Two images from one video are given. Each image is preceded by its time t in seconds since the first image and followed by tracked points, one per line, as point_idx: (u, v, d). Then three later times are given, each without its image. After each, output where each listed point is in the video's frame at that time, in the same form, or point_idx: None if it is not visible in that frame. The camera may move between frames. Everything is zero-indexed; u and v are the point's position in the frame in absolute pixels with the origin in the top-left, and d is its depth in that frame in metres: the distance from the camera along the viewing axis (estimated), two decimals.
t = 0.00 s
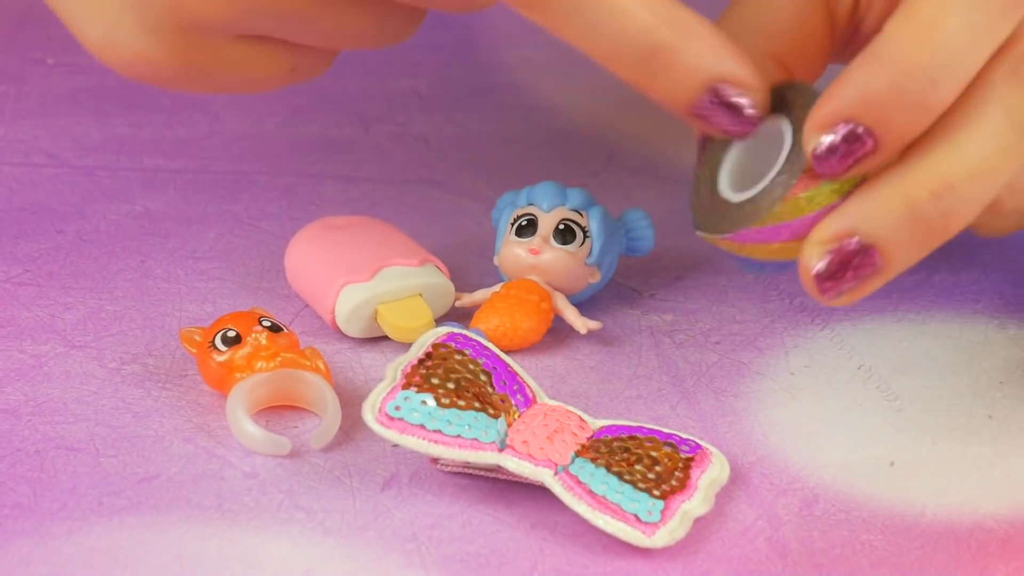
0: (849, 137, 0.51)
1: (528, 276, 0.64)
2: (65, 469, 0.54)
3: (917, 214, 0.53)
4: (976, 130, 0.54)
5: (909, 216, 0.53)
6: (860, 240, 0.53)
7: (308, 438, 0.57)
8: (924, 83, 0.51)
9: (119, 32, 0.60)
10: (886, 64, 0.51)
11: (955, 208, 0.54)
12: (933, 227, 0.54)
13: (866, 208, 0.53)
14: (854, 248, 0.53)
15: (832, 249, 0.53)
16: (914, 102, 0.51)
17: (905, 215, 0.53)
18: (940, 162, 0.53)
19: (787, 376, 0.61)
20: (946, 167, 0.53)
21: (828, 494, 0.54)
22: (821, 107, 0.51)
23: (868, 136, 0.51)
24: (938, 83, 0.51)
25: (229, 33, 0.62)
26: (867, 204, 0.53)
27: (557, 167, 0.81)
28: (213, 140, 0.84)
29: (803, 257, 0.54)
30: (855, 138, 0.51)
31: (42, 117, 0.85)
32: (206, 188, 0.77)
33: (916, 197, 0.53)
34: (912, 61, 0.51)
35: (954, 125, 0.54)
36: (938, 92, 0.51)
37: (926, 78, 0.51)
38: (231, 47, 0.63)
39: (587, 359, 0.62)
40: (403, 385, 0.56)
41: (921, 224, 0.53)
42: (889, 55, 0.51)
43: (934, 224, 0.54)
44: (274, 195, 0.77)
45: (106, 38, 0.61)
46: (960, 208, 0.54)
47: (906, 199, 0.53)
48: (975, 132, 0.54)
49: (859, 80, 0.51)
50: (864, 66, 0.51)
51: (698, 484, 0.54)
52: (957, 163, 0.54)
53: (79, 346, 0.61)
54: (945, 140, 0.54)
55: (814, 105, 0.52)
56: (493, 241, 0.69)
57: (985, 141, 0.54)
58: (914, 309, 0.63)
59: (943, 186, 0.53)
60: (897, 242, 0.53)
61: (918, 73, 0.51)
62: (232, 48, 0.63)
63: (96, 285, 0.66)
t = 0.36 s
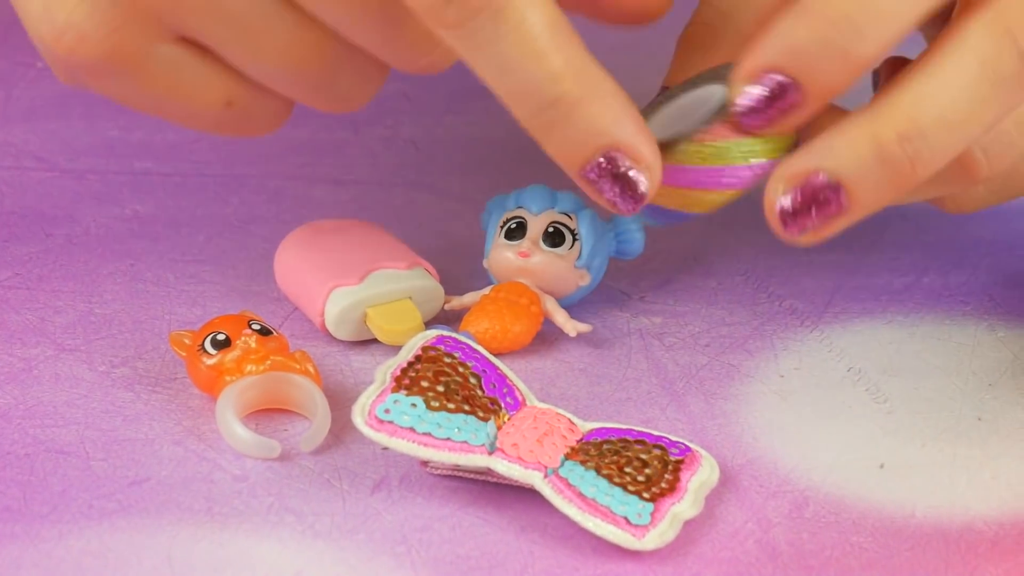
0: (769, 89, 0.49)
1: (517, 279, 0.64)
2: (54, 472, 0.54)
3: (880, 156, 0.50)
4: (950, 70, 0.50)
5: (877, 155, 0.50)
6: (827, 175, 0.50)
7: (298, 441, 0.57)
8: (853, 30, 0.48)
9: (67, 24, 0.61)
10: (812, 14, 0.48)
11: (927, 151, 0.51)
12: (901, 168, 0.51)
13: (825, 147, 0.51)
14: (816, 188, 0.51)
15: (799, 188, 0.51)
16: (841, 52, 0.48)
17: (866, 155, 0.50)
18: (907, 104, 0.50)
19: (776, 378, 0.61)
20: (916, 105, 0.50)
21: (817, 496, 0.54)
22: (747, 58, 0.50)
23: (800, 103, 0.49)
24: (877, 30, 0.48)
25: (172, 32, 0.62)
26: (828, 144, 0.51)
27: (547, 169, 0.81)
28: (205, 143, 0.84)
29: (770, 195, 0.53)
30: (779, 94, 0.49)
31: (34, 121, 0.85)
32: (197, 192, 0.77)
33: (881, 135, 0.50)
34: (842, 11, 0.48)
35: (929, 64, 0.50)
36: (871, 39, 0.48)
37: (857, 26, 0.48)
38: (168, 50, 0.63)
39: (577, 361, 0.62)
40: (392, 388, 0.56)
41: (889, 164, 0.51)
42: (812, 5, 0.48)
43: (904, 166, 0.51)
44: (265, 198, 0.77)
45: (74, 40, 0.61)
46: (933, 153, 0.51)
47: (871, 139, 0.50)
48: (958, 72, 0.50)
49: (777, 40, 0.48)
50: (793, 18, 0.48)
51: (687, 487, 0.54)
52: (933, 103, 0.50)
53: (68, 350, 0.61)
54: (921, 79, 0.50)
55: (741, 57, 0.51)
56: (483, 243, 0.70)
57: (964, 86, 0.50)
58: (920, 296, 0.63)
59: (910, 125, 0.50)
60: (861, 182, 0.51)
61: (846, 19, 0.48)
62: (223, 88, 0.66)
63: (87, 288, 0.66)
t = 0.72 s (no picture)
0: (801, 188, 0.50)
1: (514, 282, 0.64)
2: (51, 476, 0.54)
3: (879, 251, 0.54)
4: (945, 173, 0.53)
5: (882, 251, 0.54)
6: (829, 270, 0.54)
7: (295, 445, 0.57)
8: (872, 129, 0.50)
9: (60, 98, 0.60)
10: (832, 116, 0.50)
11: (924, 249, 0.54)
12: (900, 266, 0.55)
13: (833, 241, 0.54)
14: (823, 280, 0.54)
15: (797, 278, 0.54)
16: (864, 152, 0.50)
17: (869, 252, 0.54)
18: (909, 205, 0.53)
19: (773, 382, 0.61)
20: (917, 206, 0.53)
21: (814, 500, 0.54)
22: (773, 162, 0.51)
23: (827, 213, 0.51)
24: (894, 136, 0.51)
25: (164, 113, 0.61)
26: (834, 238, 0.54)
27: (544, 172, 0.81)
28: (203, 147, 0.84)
29: (770, 282, 0.55)
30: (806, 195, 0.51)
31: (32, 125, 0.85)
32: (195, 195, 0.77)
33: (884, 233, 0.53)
34: (864, 115, 0.50)
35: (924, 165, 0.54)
36: (892, 140, 0.51)
37: (877, 128, 0.50)
38: (159, 131, 0.61)
39: (574, 365, 0.62)
40: (389, 391, 0.56)
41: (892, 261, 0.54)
42: (830, 109, 0.50)
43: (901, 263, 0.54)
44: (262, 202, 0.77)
45: (70, 110, 0.60)
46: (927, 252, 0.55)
47: (875, 235, 0.53)
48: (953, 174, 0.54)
49: (801, 138, 0.50)
50: (815, 118, 0.51)
51: (684, 490, 0.53)
52: (933, 205, 0.53)
53: (65, 353, 0.61)
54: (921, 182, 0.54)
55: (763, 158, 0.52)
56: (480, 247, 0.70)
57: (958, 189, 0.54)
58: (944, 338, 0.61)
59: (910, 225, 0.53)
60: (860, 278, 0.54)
61: (864, 118, 0.50)
62: (210, 170, 0.64)
63: (84, 292, 0.66)
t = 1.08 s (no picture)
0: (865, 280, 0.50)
1: (511, 286, 0.64)
2: (48, 480, 0.54)
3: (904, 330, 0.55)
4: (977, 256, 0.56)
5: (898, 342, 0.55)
6: (845, 358, 0.54)
7: (292, 450, 0.57)
8: (929, 217, 0.51)
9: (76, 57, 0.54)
10: (897, 195, 0.50)
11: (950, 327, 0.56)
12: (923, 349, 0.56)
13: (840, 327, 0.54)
14: (835, 362, 0.54)
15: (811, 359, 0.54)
16: (921, 238, 0.51)
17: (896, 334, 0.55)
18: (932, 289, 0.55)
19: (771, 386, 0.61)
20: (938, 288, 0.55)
21: (811, 503, 0.54)
22: (836, 241, 0.50)
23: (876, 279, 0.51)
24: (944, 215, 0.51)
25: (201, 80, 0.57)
26: (854, 320, 0.54)
27: (540, 175, 0.81)
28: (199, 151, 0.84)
29: (786, 363, 0.55)
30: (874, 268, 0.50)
31: (29, 129, 0.85)
32: (192, 199, 0.77)
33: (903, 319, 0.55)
34: (919, 198, 0.51)
35: (951, 249, 0.56)
36: (941, 220, 0.51)
37: (933, 207, 0.51)
38: (188, 96, 0.57)
39: (570, 369, 0.62)
40: (386, 395, 0.56)
41: (914, 343, 0.55)
42: (892, 182, 0.51)
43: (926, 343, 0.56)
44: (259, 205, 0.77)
45: (94, 68, 0.54)
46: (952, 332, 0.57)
47: (891, 326, 0.55)
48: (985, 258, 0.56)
49: (872, 218, 0.50)
50: (873, 203, 0.50)
51: (682, 493, 0.54)
52: (948, 296, 0.55)
53: (62, 357, 0.61)
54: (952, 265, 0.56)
55: (825, 233, 0.51)
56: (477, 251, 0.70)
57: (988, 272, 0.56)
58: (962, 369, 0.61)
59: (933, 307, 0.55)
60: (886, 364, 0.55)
61: (923, 204, 0.51)
62: (229, 150, 0.60)
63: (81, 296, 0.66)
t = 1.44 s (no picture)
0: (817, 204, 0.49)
1: (505, 288, 0.64)
2: (43, 483, 0.54)
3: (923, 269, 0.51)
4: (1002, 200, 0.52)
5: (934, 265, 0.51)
6: (892, 262, 0.51)
7: (286, 452, 0.57)
8: (897, 157, 0.50)
9: (95, 107, 0.57)
10: (865, 135, 0.50)
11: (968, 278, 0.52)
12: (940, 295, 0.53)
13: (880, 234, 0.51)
14: (877, 262, 0.51)
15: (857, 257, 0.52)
16: (885, 175, 0.50)
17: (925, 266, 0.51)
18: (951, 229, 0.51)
19: (765, 388, 0.61)
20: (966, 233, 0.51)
21: (805, 505, 0.54)
22: (792, 173, 0.50)
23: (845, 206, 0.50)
24: (914, 164, 0.50)
25: (195, 120, 0.60)
26: (883, 239, 0.51)
27: (536, 177, 0.81)
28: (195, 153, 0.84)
29: (834, 260, 0.52)
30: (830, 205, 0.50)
31: (24, 131, 0.85)
32: (187, 202, 0.77)
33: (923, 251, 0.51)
34: (886, 142, 0.50)
35: (1003, 183, 0.53)
36: (901, 180, 0.50)
37: (904, 153, 0.50)
38: (195, 138, 0.61)
39: (565, 371, 0.62)
40: (381, 398, 0.56)
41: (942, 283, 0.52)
42: (865, 126, 0.50)
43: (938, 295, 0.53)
44: (254, 208, 0.77)
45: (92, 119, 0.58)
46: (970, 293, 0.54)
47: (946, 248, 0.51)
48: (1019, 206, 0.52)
49: (829, 153, 0.49)
50: (835, 139, 0.50)
51: (676, 496, 0.54)
52: (1006, 223, 0.52)
53: (57, 360, 0.61)
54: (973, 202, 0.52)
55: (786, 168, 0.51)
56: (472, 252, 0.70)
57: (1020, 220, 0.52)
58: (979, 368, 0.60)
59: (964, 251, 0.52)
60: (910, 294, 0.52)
61: (891, 145, 0.50)
62: (240, 170, 0.63)
63: (76, 298, 0.66)
